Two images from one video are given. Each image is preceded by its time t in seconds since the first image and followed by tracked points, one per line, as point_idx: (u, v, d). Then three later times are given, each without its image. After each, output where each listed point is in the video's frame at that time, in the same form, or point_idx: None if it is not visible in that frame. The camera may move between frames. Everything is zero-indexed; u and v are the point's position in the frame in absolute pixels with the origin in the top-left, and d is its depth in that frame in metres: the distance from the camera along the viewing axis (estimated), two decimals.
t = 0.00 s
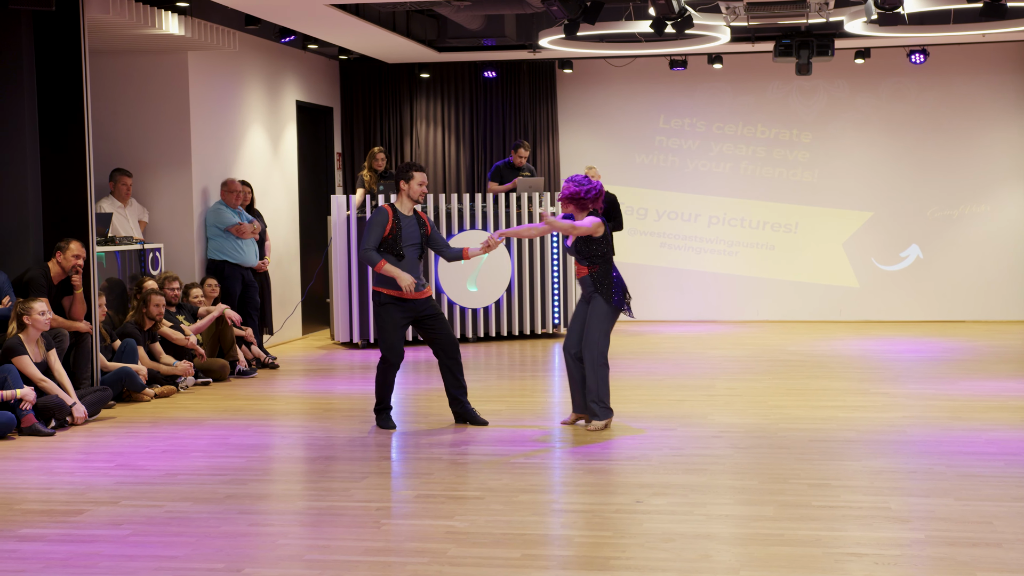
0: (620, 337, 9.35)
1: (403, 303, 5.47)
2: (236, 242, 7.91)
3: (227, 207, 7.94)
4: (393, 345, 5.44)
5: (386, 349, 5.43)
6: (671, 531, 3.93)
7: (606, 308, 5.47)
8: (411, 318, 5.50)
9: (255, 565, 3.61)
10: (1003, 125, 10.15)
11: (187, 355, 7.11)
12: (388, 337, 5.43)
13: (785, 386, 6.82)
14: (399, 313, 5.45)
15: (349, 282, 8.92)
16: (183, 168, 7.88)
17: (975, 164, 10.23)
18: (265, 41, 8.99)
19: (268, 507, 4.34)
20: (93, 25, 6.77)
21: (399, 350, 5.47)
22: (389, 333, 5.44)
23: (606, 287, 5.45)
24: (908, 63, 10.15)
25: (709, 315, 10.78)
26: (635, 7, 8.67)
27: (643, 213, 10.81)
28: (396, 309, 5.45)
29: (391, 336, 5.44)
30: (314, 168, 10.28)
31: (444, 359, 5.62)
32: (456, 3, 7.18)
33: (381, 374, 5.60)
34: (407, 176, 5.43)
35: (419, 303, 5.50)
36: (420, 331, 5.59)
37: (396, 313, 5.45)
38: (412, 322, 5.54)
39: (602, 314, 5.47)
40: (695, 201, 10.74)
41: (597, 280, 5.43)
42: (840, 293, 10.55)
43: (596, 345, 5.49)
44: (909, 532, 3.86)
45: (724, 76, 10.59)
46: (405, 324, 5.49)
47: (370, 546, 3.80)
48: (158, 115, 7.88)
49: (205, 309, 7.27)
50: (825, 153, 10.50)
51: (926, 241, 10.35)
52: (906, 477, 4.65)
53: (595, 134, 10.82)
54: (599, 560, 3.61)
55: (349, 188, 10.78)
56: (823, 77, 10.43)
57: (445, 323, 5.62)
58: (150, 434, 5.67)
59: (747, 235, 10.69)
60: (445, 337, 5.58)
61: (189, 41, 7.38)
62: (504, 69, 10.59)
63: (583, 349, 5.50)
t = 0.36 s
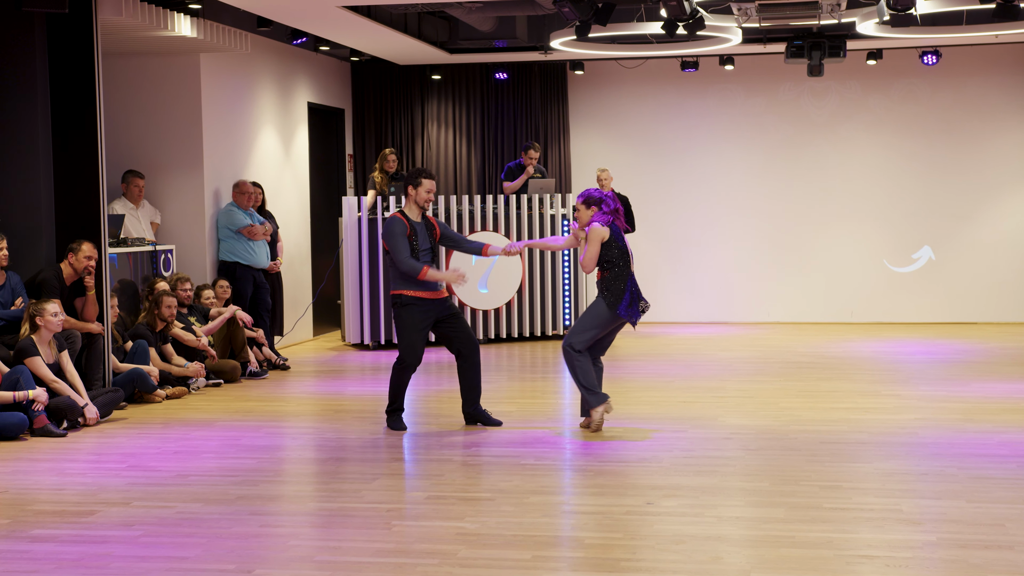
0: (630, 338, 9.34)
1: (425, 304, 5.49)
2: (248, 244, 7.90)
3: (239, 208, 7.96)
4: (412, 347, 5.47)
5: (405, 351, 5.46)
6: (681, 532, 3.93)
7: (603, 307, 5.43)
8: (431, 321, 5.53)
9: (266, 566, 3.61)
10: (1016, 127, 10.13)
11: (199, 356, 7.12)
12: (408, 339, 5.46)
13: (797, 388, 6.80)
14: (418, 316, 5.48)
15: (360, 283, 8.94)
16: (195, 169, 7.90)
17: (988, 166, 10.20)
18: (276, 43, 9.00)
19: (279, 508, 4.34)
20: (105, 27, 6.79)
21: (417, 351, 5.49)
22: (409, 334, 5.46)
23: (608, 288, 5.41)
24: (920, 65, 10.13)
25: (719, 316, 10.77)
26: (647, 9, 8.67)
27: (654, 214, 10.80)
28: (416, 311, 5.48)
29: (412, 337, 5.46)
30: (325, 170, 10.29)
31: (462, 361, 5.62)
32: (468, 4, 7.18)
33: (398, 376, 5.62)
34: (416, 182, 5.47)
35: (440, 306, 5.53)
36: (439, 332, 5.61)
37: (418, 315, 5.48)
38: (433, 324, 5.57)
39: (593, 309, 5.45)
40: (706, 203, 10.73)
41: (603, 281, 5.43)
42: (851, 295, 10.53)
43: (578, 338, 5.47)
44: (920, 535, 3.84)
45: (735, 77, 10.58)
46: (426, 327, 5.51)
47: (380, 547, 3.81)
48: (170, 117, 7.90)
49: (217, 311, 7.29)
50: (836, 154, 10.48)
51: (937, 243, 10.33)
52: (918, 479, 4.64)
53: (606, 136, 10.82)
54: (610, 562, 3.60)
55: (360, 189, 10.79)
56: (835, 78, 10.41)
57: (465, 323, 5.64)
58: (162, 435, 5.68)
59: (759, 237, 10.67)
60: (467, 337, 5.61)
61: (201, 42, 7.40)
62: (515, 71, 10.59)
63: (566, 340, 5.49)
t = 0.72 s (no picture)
0: (628, 340, 9.35)
1: (444, 297, 5.48)
2: (245, 246, 7.90)
3: (237, 210, 7.95)
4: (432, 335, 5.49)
5: (426, 345, 5.49)
6: (679, 534, 3.93)
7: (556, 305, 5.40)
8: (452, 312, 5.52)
9: (265, 568, 3.62)
10: (1014, 128, 10.14)
11: (197, 358, 7.12)
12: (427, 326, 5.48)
13: (794, 389, 6.81)
14: (440, 306, 5.48)
15: (357, 285, 8.92)
16: (193, 171, 7.90)
17: (986, 167, 10.21)
18: (274, 45, 9.00)
19: (277, 509, 4.34)
20: (103, 29, 6.79)
21: (439, 343, 5.51)
22: (429, 327, 5.49)
23: (561, 284, 5.38)
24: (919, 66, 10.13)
25: (718, 318, 10.77)
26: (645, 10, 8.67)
27: (652, 216, 10.80)
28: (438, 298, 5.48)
29: (433, 326, 5.48)
30: (323, 172, 10.30)
31: (476, 361, 5.55)
32: (465, 5, 7.18)
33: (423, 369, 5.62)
34: (441, 171, 5.53)
35: (460, 294, 5.51)
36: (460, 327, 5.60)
37: (438, 304, 5.47)
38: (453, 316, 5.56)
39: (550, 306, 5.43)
40: (705, 204, 10.73)
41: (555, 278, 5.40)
42: (850, 296, 10.53)
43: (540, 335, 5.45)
44: (919, 535, 3.85)
45: (734, 79, 10.58)
46: (447, 317, 5.51)
47: (378, 549, 3.81)
48: (168, 118, 7.90)
49: (215, 312, 7.28)
50: (835, 156, 10.49)
51: (936, 244, 10.34)
52: (916, 480, 4.64)
53: (604, 137, 10.82)
54: (608, 563, 3.60)
55: (359, 191, 10.79)
56: (833, 80, 10.41)
57: (484, 322, 5.60)
58: (160, 436, 5.68)
59: (757, 238, 10.67)
60: (480, 337, 5.54)
61: (199, 44, 7.39)
62: (513, 73, 10.59)
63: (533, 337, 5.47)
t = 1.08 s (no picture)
0: (627, 341, 9.36)
1: (455, 299, 5.47)
2: (245, 247, 7.89)
3: (236, 211, 7.93)
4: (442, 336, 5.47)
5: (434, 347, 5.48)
6: (678, 535, 3.93)
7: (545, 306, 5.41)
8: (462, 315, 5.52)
9: (264, 569, 3.61)
10: (1012, 129, 10.14)
11: (196, 359, 7.12)
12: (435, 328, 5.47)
13: (794, 390, 6.81)
14: (452, 307, 5.46)
15: (356, 287, 8.89)
16: (193, 173, 7.90)
17: (985, 168, 10.22)
18: (274, 47, 9.01)
19: (276, 511, 4.33)
20: (103, 31, 6.79)
21: (447, 346, 5.50)
22: (438, 329, 5.48)
23: (544, 281, 5.40)
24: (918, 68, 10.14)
25: (717, 319, 10.77)
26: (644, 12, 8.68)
27: (651, 217, 10.80)
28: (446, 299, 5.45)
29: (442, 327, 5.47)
30: (322, 173, 10.31)
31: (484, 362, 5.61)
32: (464, 7, 7.18)
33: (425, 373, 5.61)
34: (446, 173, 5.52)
35: (469, 297, 5.51)
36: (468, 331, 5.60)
37: (447, 308, 5.46)
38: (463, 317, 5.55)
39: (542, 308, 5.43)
40: (705, 206, 10.73)
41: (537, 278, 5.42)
42: (849, 297, 10.53)
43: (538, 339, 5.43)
44: (918, 537, 3.85)
45: (733, 80, 10.59)
46: (457, 321, 5.50)
47: (377, 551, 3.80)
48: (167, 119, 7.90)
49: (214, 314, 7.29)
50: (834, 158, 10.49)
51: (935, 245, 10.34)
52: (915, 481, 4.64)
53: (603, 139, 10.83)
54: (607, 564, 3.60)
55: (358, 193, 10.79)
56: (832, 81, 10.42)
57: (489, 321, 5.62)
58: (160, 438, 5.67)
59: (756, 240, 10.67)
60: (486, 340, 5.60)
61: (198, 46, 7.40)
62: (512, 74, 10.59)
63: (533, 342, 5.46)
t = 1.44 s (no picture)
0: (625, 342, 9.36)
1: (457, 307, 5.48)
2: (243, 247, 7.89)
3: (235, 211, 7.91)
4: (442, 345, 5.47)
5: (437, 353, 5.48)
6: (677, 535, 3.93)
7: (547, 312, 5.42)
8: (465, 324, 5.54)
9: (263, 570, 3.61)
10: (1010, 130, 10.15)
11: (195, 360, 7.12)
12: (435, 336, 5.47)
13: (792, 391, 6.81)
14: (453, 316, 5.47)
15: (355, 287, 8.87)
16: (191, 173, 7.90)
17: (983, 169, 10.22)
18: (272, 47, 9.00)
19: (275, 512, 4.33)
20: (102, 31, 6.79)
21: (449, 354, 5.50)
22: (439, 337, 5.47)
23: (545, 290, 5.40)
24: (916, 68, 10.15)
25: (716, 319, 10.77)
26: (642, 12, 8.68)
27: (650, 218, 10.80)
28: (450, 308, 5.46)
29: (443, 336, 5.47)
30: (320, 174, 10.30)
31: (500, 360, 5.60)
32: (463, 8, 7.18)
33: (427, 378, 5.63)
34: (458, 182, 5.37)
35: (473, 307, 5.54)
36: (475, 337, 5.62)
37: (451, 318, 5.47)
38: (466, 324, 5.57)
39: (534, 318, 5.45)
40: (703, 207, 10.73)
41: (540, 288, 5.41)
42: (848, 298, 10.54)
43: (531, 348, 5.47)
44: (917, 537, 3.85)
45: (731, 81, 10.59)
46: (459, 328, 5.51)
47: (376, 551, 3.80)
48: (165, 119, 7.89)
49: (212, 314, 7.28)
50: (832, 158, 10.49)
51: (933, 246, 10.35)
52: (913, 482, 4.64)
53: (601, 140, 10.83)
54: (606, 565, 3.60)
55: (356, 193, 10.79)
56: (831, 82, 10.43)
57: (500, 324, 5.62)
58: (158, 439, 5.67)
59: (755, 240, 10.68)
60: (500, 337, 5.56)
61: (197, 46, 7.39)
62: (511, 74, 10.58)
63: (521, 351, 5.50)
